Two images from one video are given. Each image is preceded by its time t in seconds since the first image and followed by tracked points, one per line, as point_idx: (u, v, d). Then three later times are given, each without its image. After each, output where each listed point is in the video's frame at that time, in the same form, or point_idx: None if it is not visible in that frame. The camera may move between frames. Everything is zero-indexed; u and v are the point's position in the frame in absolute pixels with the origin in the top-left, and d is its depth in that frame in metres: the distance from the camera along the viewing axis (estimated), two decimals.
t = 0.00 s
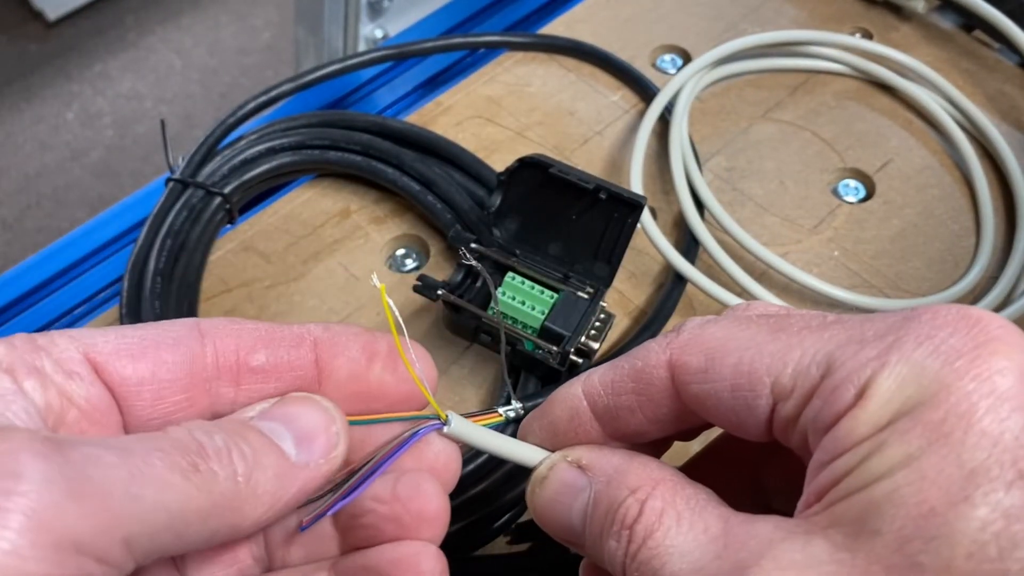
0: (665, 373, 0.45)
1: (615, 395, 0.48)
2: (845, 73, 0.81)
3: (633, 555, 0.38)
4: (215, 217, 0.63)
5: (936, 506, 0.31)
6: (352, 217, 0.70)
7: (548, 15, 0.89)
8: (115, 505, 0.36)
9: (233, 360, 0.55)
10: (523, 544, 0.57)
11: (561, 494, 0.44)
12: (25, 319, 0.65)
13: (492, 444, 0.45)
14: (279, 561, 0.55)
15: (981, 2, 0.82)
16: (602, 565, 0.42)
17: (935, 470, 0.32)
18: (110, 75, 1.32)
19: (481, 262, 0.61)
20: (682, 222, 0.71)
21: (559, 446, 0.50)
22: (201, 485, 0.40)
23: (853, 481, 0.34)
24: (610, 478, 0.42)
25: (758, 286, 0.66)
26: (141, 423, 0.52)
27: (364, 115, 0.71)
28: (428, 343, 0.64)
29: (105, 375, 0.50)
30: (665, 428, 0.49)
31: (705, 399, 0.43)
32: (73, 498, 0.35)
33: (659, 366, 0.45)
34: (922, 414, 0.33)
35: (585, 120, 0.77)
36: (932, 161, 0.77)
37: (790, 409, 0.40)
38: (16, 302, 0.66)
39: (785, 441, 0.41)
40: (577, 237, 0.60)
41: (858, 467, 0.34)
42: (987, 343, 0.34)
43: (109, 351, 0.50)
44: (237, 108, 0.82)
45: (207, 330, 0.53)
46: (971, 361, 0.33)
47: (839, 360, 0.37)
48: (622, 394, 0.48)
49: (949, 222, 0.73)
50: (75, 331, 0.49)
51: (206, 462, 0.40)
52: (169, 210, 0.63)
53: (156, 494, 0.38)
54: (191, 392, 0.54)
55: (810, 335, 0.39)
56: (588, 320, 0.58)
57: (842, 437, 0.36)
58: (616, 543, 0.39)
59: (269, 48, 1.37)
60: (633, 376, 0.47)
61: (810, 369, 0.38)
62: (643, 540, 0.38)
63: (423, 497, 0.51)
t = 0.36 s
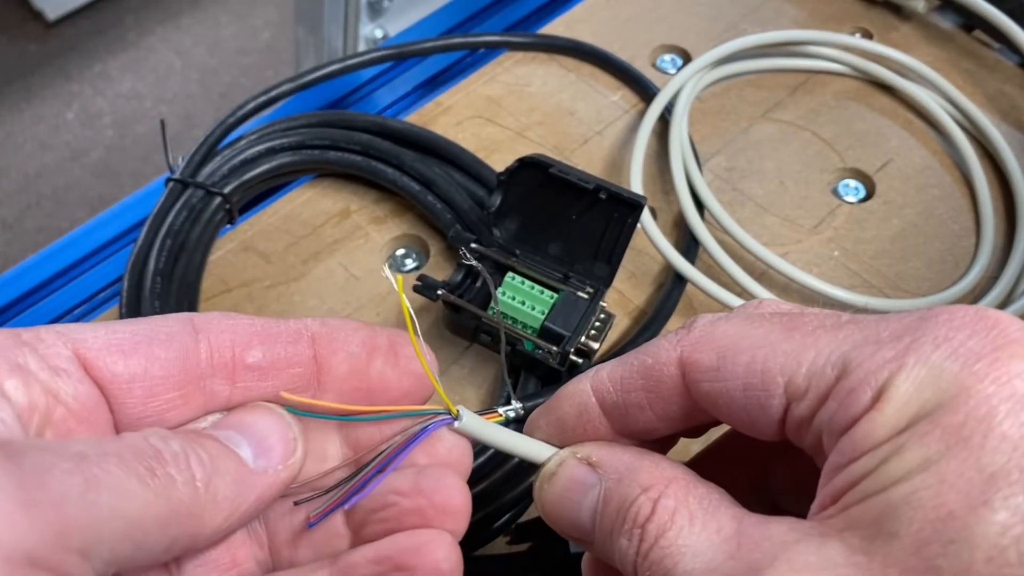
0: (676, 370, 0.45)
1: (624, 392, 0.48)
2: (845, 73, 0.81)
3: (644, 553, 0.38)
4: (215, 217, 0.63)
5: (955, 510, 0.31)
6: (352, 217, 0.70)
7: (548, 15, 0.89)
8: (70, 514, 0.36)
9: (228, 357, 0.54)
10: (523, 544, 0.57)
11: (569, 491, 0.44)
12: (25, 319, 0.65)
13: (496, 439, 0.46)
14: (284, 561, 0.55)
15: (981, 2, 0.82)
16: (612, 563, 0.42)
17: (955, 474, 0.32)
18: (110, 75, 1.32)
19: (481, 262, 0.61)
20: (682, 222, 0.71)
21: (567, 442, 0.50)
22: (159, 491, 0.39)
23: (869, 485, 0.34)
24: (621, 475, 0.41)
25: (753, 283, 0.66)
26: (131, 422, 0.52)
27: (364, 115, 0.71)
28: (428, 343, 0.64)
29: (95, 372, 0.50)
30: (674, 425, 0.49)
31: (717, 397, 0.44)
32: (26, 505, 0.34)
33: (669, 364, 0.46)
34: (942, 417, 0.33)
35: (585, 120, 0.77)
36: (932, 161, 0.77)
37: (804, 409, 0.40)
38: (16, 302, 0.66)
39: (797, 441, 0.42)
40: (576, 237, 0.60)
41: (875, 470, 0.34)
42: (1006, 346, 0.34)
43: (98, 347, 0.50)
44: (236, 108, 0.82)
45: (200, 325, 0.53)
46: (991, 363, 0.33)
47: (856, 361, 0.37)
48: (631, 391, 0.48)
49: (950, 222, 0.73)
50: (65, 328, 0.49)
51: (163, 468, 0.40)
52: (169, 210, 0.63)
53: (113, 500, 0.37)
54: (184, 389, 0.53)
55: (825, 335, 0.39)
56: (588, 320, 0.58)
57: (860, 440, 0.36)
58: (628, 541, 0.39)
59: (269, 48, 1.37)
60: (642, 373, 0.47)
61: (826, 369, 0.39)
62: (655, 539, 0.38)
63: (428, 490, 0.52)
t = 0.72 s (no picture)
0: (677, 379, 0.45)
1: (624, 400, 0.47)
2: (845, 73, 0.81)
3: (645, 563, 0.39)
4: (216, 217, 0.64)
5: (960, 524, 0.31)
6: (352, 217, 0.70)
7: (548, 15, 0.89)
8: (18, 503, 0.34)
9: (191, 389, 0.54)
10: (522, 545, 0.57)
11: (567, 498, 0.43)
12: (25, 318, 0.65)
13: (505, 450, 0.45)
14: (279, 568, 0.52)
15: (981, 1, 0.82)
16: (610, 570, 0.42)
17: (960, 489, 0.32)
18: (110, 75, 1.32)
19: (482, 262, 0.61)
20: (682, 223, 0.71)
21: (567, 450, 0.49)
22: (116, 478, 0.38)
23: (872, 499, 0.34)
24: (622, 484, 0.41)
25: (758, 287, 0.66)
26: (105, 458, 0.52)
27: (365, 115, 0.71)
28: (428, 343, 0.64)
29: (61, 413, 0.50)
30: (675, 434, 0.48)
31: (720, 407, 0.43)
32: None
33: (671, 372, 0.45)
34: (945, 431, 0.33)
35: (585, 120, 0.77)
36: (933, 161, 0.77)
37: (807, 420, 0.40)
38: (17, 302, 0.66)
39: (799, 451, 0.42)
40: (576, 237, 0.60)
41: (880, 483, 0.34)
42: (1012, 360, 0.34)
43: (62, 387, 0.50)
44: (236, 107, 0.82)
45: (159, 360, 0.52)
46: (996, 378, 0.34)
47: (859, 374, 0.37)
48: (631, 399, 0.47)
49: (950, 222, 0.73)
50: (27, 372, 0.50)
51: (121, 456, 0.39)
52: (169, 210, 0.63)
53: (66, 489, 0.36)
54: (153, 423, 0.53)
55: (829, 346, 0.39)
56: (588, 320, 0.58)
57: (864, 454, 0.36)
58: (628, 550, 0.40)
59: (269, 48, 1.37)
60: (643, 382, 0.46)
61: (829, 381, 0.38)
62: (656, 548, 0.38)
63: (426, 486, 0.52)
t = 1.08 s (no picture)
0: (717, 352, 0.45)
1: (657, 370, 0.48)
2: (844, 73, 0.82)
3: (678, 540, 0.37)
4: (216, 217, 0.64)
5: None
6: (352, 217, 0.70)
7: (548, 15, 0.89)
8: None
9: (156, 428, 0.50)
10: (522, 544, 0.57)
11: (592, 472, 0.41)
12: (26, 319, 0.66)
13: (528, 417, 0.43)
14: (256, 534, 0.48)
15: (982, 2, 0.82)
16: (636, 547, 0.41)
17: None
18: (110, 75, 1.32)
19: (482, 262, 0.61)
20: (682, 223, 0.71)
21: (592, 418, 0.49)
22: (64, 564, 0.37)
23: (929, 487, 0.34)
24: (653, 459, 0.40)
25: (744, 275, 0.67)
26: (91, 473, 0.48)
27: (365, 115, 0.71)
28: (428, 344, 0.64)
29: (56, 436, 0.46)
30: (705, 409, 0.49)
31: (763, 381, 0.44)
32: None
33: (710, 346, 0.45)
34: (1013, 417, 0.34)
35: (585, 120, 0.78)
36: (932, 161, 0.77)
37: (857, 401, 0.40)
38: (18, 301, 0.67)
39: (841, 432, 0.43)
40: (577, 236, 0.60)
41: (940, 470, 0.34)
42: None
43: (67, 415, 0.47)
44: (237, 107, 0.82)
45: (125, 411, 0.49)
46: None
47: (919, 355, 0.38)
48: (665, 370, 0.48)
49: (950, 222, 0.73)
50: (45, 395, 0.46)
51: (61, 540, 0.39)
52: (169, 210, 0.63)
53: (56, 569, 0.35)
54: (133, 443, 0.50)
55: (887, 326, 0.40)
56: (587, 320, 0.58)
57: (923, 439, 0.36)
58: (658, 527, 0.38)
59: (270, 48, 1.37)
60: (679, 353, 0.47)
61: (884, 362, 0.39)
62: (689, 528, 0.37)
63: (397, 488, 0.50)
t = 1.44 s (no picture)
0: (737, 354, 0.45)
1: (675, 371, 0.48)
2: (844, 73, 0.81)
3: (699, 544, 0.37)
4: (216, 217, 0.64)
5: None
6: (352, 217, 0.70)
7: (548, 15, 0.89)
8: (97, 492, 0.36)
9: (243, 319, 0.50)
10: (522, 545, 0.57)
11: (610, 473, 0.41)
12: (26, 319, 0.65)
13: (548, 419, 0.43)
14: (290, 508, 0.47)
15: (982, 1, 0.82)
16: (652, 550, 0.41)
17: None
18: (110, 75, 1.32)
19: (482, 262, 0.61)
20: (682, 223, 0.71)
21: (608, 418, 0.49)
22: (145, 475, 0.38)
23: (953, 494, 0.34)
24: (673, 462, 0.39)
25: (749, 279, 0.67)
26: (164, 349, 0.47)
27: (365, 115, 0.71)
28: (427, 344, 0.64)
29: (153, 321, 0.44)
30: (722, 411, 0.49)
31: (783, 383, 0.44)
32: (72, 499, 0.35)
33: (731, 347, 0.45)
34: None
35: (585, 120, 0.78)
36: (932, 161, 0.77)
37: (880, 404, 0.40)
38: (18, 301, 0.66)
39: (863, 435, 0.42)
40: (577, 236, 0.60)
41: (966, 476, 0.34)
42: None
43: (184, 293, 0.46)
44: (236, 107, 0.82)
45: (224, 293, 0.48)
46: None
47: (945, 359, 0.38)
48: (683, 371, 0.48)
49: (950, 222, 0.73)
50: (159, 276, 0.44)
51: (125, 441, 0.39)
52: (169, 210, 0.63)
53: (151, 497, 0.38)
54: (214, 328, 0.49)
55: (911, 329, 0.40)
56: (588, 320, 0.58)
57: (948, 444, 0.36)
58: (678, 530, 0.38)
59: (270, 48, 1.37)
60: (698, 353, 0.47)
61: (909, 366, 0.39)
62: (711, 532, 0.36)
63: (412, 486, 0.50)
